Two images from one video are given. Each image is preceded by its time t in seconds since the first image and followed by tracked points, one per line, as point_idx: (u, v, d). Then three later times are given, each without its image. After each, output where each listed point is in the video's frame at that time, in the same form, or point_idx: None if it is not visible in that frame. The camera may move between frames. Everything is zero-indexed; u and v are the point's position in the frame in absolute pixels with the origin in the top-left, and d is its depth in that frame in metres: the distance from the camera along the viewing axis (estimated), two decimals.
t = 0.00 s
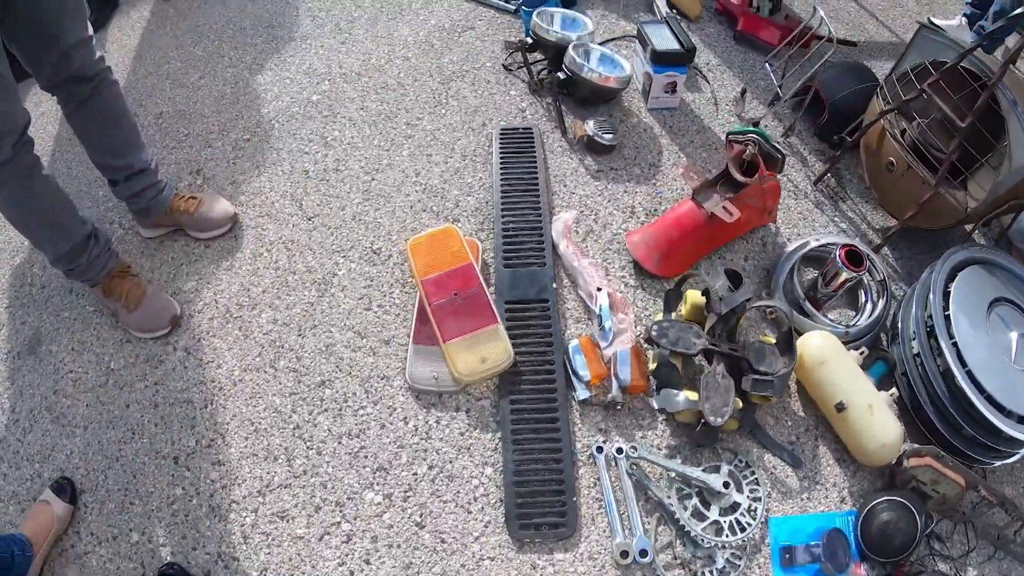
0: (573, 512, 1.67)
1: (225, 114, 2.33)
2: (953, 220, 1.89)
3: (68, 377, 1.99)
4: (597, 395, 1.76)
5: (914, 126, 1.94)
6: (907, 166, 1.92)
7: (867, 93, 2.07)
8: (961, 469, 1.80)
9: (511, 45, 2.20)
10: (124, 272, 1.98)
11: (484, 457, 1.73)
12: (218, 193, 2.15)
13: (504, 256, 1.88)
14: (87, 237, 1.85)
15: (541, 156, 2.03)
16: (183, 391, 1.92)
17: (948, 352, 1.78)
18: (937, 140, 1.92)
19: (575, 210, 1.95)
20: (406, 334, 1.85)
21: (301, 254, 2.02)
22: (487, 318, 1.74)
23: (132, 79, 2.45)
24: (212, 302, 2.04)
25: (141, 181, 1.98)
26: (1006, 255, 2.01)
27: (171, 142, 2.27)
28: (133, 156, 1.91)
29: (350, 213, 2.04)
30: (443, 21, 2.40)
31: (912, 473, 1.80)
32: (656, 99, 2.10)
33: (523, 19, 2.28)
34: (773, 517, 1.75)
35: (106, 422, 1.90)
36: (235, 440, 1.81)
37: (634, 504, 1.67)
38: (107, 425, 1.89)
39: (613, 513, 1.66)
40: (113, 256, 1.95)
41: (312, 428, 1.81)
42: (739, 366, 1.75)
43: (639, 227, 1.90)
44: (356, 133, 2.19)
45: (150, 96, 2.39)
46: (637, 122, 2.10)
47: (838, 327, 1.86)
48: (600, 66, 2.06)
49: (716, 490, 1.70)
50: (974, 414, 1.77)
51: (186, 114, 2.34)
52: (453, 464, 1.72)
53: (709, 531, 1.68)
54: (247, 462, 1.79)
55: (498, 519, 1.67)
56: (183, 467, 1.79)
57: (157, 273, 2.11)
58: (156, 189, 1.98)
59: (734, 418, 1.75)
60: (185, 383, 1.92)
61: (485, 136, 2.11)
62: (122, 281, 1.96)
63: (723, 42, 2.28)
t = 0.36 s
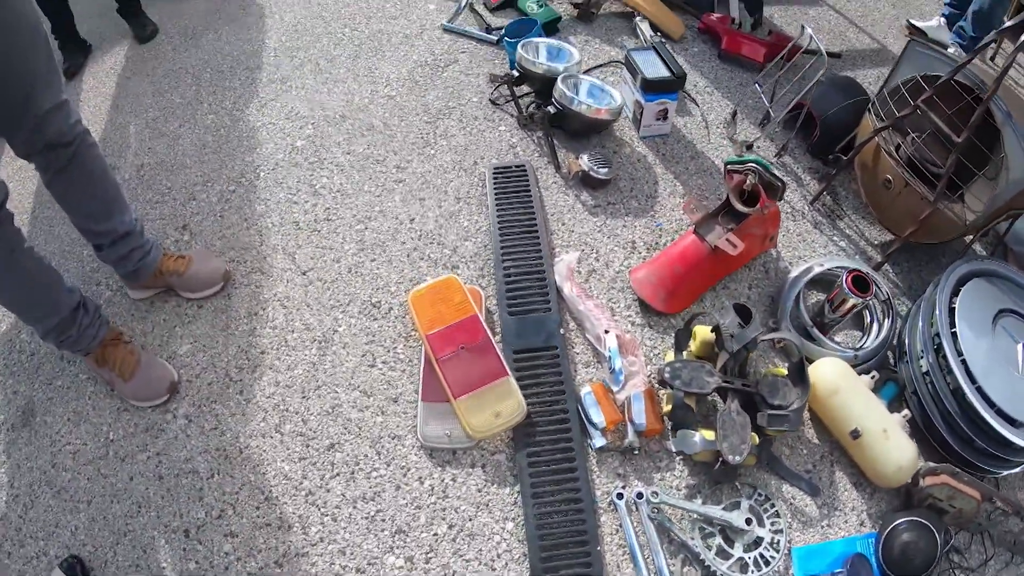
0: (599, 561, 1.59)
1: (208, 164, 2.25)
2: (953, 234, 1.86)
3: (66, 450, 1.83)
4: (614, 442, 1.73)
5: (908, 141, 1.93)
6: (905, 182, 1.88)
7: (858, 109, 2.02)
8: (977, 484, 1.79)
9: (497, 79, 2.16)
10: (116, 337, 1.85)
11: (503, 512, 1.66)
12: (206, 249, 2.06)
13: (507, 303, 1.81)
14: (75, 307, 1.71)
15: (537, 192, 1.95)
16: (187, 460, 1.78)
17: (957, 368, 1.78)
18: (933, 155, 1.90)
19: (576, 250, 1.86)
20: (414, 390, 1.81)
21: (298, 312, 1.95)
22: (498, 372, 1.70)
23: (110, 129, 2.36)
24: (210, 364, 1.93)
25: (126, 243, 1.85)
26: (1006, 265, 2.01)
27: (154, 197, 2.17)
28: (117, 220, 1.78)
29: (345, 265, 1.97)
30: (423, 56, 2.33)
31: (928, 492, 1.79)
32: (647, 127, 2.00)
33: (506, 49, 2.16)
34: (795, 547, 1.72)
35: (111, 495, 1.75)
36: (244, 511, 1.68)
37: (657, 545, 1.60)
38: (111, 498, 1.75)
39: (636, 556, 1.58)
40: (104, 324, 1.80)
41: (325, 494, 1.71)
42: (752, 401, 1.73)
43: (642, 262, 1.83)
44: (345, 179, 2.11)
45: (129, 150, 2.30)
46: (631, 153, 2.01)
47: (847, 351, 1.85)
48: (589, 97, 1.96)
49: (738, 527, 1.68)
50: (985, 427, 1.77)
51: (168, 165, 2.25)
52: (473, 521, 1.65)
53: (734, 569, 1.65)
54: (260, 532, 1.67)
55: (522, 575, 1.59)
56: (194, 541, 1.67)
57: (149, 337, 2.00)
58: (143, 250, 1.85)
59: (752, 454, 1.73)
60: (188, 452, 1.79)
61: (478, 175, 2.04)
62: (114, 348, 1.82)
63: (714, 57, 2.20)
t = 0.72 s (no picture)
0: None
1: (198, 216, 2.22)
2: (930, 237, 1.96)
3: (81, 511, 1.77)
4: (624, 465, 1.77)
5: (882, 152, 2.02)
6: (882, 192, 1.97)
7: (831, 123, 2.10)
8: (969, 473, 1.87)
9: (481, 116, 2.15)
10: (123, 397, 1.79)
11: (524, 542, 1.68)
12: (206, 302, 2.04)
13: (510, 339, 1.84)
14: (81, 370, 1.63)
15: (528, 225, 1.98)
16: (207, 514, 1.74)
17: (944, 366, 1.86)
18: (905, 164, 1.99)
19: (571, 282, 1.90)
20: (426, 430, 1.83)
21: (305, 361, 1.95)
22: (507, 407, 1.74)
23: (95, 181, 2.31)
24: (220, 419, 1.89)
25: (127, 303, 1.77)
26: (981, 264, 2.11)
27: (148, 251, 2.14)
28: (118, 279, 1.70)
29: (346, 311, 1.98)
30: (405, 92, 2.32)
31: (926, 485, 1.88)
32: (630, 154, 2.05)
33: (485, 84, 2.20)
34: (804, 550, 1.80)
35: (131, 554, 1.70)
36: (270, 561, 1.65)
37: (673, 559, 1.64)
38: (132, 557, 1.69)
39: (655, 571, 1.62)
40: (110, 384, 1.74)
41: (349, 538, 1.69)
42: (752, 415, 1.80)
43: (634, 289, 1.88)
44: (337, 224, 2.10)
45: (114, 204, 2.25)
46: (615, 181, 2.05)
47: (837, 360, 1.93)
48: (572, 130, 2.01)
49: (749, 536, 1.73)
50: (973, 420, 1.85)
51: (159, 218, 2.22)
52: (496, 552, 1.67)
53: None
54: None
55: None
56: None
57: (155, 394, 1.95)
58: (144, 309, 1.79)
59: (757, 465, 1.79)
60: (207, 506, 1.76)
61: (469, 214, 2.05)
62: (123, 408, 1.76)
63: (688, 79, 2.27)
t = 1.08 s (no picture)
0: None
1: (182, 263, 2.25)
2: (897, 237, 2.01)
3: (85, 566, 1.78)
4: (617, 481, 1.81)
5: (844, 158, 2.08)
6: (847, 197, 2.01)
7: (793, 131, 2.17)
8: (951, 460, 1.94)
9: (453, 148, 2.20)
10: (121, 449, 1.78)
11: (526, 563, 1.72)
12: (195, 349, 2.06)
13: (497, 367, 1.88)
14: (78, 426, 1.63)
15: (507, 254, 2.03)
16: (211, 560, 1.76)
17: (918, 359, 1.92)
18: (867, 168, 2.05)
19: (553, 307, 1.95)
20: (423, 461, 1.87)
21: (298, 402, 1.98)
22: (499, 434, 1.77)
23: (75, 235, 2.32)
24: (218, 464, 1.91)
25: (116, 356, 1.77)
26: (947, 256, 2.18)
27: (134, 302, 2.16)
28: (107, 333, 1.70)
29: (335, 351, 2.02)
30: (377, 128, 2.35)
31: (910, 475, 1.95)
32: (601, 176, 2.11)
33: (456, 115, 2.24)
34: (798, 547, 1.85)
35: None
36: None
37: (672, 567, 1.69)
38: None
39: None
40: (107, 437, 1.73)
41: (354, 573, 1.71)
42: (737, 423, 1.85)
43: (614, 309, 1.93)
44: (319, 264, 2.13)
45: (97, 257, 2.26)
46: (588, 204, 2.10)
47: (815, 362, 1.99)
48: (543, 157, 2.07)
49: (743, 539, 1.78)
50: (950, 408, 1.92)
51: (143, 269, 2.24)
52: None
53: None
54: None
55: None
56: None
57: (151, 444, 1.96)
58: (134, 359, 1.79)
59: (745, 470, 1.84)
60: (212, 551, 1.76)
61: (448, 246, 2.09)
62: (122, 460, 1.75)
63: (652, 97, 2.33)
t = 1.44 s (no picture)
0: None
1: (160, 296, 2.24)
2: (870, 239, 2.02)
3: None
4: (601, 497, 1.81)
5: (814, 163, 2.08)
6: (818, 202, 2.02)
7: (762, 138, 2.18)
8: (935, 457, 1.94)
9: (425, 171, 2.20)
10: (105, 487, 1.75)
11: None
12: (176, 383, 2.04)
13: (477, 390, 1.89)
14: (62, 466, 1.60)
15: (483, 276, 2.03)
16: None
17: (896, 360, 1.92)
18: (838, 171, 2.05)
19: (529, 326, 1.96)
20: (406, 487, 1.86)
21: (281, 432, 1.97)
22: (482, 455, 1.77)
23: (52, 272, 2.30)
24: (203, 498, 1.88)
25: (97, 394, 1.77)
26: (918, 253, 2.19)
27: (113, 338, 2.14)
28: (87, 372, 1.70)
29: (315, 379, 2.02)
30: (349, 153, 2.35)
31: (894, 475, 1.94)
32: (573, 193, 2.12)
33: (426, 137, 2.25)
34: (786, 553, 1.85)
35: None
36: None
37: None
38: None
39: None
40: (91, 476, 1.71)
41: None
42: (718, 433, 1.85)
43: (591, 326, 1.94)
44: (297, 292, 2.14)
45: (74, 294, 2.25)
46: (562, 221, 2.11)
47: (793, 368, 1.99)
48: (514, 176, 2.07)
49: (729, 548, 1.77)
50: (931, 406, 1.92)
51: (121, 304, 2.22)
52: None
53: None
54: None
55: None
56: None
57: (137, 481, 1.93)
58: (115, 396, 1.80)
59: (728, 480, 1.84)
60: None
61: (423, 270, 2.09)
62: (107, 498, 1.73)
63: (621, 110, 2.34)
